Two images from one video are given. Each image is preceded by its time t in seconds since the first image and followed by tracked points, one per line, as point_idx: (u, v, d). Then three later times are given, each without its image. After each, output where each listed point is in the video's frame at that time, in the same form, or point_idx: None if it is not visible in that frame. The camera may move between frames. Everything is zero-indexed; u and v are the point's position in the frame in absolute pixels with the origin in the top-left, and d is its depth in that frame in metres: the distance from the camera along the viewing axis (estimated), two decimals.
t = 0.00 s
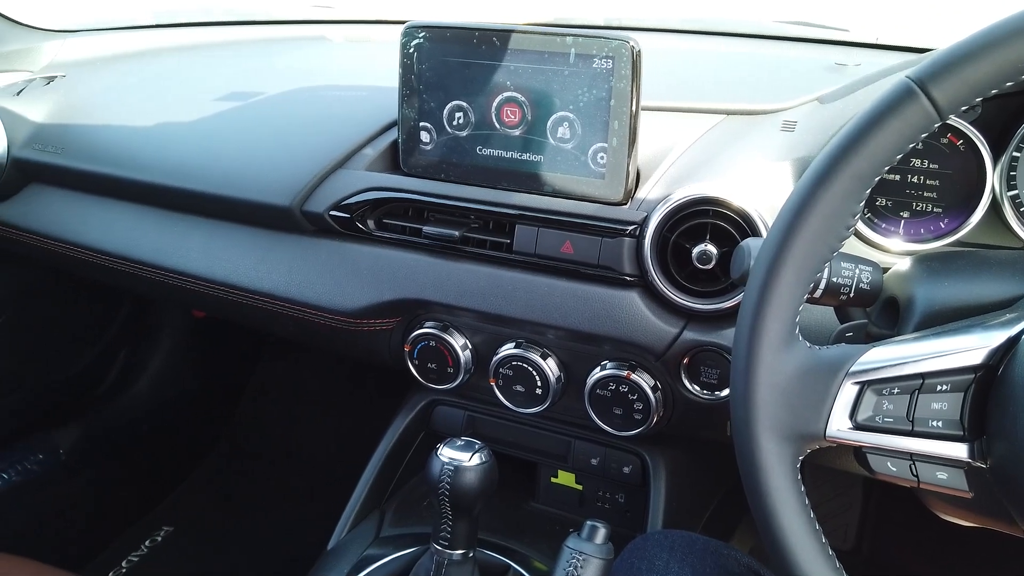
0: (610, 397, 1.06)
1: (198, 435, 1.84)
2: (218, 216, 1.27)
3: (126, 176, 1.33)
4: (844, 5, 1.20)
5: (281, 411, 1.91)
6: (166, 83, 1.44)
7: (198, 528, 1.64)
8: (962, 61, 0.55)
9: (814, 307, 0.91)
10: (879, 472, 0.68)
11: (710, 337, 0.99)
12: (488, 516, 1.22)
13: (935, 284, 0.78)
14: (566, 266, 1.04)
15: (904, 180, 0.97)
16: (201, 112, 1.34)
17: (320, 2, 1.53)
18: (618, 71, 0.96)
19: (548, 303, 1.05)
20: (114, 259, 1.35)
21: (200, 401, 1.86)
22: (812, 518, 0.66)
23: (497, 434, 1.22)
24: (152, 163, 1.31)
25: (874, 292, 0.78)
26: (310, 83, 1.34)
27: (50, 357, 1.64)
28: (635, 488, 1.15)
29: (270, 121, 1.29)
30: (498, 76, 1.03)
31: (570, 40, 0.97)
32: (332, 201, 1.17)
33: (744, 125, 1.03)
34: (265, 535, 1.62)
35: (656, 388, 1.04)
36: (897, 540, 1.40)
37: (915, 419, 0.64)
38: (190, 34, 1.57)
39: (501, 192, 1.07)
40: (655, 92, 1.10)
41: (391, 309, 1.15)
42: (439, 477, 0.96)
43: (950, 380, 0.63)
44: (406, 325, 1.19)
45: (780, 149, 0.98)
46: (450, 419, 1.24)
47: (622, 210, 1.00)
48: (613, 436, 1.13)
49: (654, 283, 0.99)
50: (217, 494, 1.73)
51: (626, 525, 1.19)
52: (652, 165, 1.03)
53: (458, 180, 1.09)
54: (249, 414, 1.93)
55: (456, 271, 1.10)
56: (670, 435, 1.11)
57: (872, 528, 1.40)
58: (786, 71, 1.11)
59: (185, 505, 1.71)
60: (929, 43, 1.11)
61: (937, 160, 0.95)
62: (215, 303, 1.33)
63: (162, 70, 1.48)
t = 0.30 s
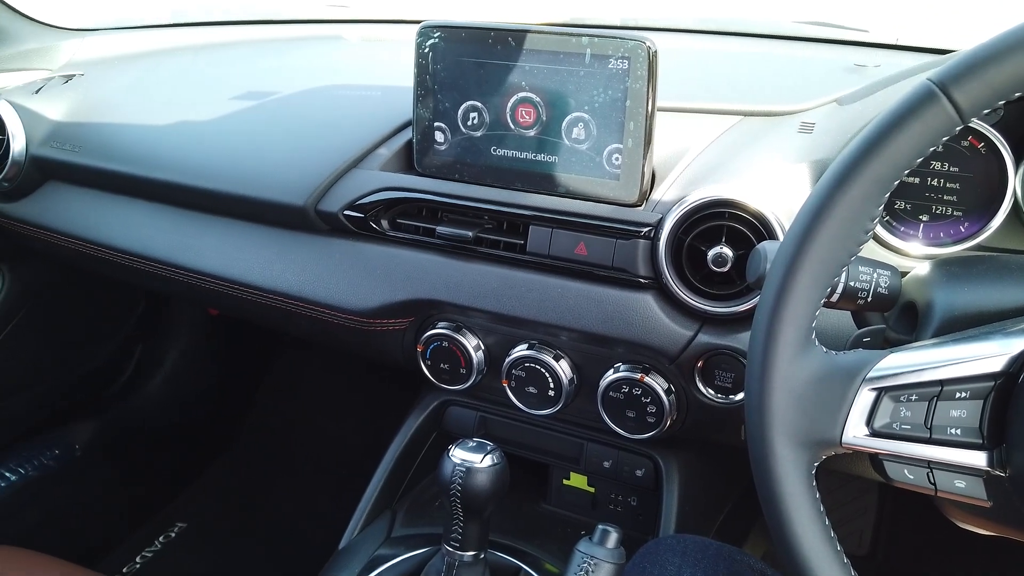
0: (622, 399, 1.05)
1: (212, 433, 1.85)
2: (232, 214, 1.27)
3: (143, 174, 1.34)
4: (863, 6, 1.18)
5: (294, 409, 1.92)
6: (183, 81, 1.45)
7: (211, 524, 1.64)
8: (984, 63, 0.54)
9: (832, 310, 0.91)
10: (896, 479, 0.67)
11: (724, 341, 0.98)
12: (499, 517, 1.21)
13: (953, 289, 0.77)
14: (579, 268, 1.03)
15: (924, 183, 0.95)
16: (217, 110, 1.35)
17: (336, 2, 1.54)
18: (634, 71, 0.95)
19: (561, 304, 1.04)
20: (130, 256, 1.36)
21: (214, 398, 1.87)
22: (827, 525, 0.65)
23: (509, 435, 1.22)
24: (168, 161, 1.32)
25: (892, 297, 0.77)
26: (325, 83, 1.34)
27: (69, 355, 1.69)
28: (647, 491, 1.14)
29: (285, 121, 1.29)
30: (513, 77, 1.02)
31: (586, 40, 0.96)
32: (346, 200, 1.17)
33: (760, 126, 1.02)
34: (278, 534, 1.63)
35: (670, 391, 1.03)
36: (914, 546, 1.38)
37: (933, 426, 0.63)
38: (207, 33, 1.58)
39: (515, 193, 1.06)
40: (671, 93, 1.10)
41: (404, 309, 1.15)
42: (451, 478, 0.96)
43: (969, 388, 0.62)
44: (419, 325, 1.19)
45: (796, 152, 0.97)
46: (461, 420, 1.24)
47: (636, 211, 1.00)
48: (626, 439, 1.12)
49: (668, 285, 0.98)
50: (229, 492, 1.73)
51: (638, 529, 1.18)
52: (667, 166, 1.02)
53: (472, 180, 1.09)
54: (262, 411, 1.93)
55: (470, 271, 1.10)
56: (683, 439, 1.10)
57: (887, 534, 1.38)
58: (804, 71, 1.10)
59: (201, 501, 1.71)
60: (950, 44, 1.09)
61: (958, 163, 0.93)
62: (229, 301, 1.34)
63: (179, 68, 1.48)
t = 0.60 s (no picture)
0: (635, 400, 1.05)
1: (227, 430, 1.86)
2: (249, 213, 1.29)
3: (160, 172, 1.35)
4: (880, 7, 1.18)
5: (308, 407, 1.93)
6: (200, 81, 1.46)
7: (224, 520, 1.66)
8: (1001, 66, 0.54)
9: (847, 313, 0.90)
10: (909, 483, 0.67)
11: (738, 343, 0.98)
12: (510, 517, 1.22)
13: (970, 294, 0.77)
14: (593, 268, 1.03)
15: (940, 186, 0.95)
16: (234, 110, 1.36)
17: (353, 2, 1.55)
18: (649, 73, 0.95)
19: (574, 305, 1.04)
20: (148, 255, 1.37)
21: (228, 395, 1.89)
22: (839, 528, 0.66)
23: (522, 434, 1.22)
24: (186, 160, 1.33)
25: (907, 301, 0.77)
26: (341, 82, 1.35)
27: (86, 353, 1.71)
28: (659, 492, 1.14)
29: (301, 120, 1.30)
30: (528, 77, 1.03)
31: (601, 41, 0.96)
32: (361, 200, 1.17)
33: (776, 128, 1.02)
34: (291, 531, 1.64)
35: (682, 393, 1.03)
36: (926, 549, 1.37)
37: (948, 431, 0.63)
38: (225, 34, 1.59)
39: (529, 193, 1.07)
40: (687, 94, 1.10)
41: (418, 308, 1.15)
42: (463, 477, 0.96)
43: (984, 393, 0.62)
44: (432, 325, 1.19)
45: (812, 154, 0.97)
46: (474, 419, 1.24)
47: (650, 212, 1.00)
48: (638, 440, 1.12)
49: (681, 287, 0.98)
50: (244, 487, 1.75)
51: (649, 530, 1.18)
52: (681, 167, 1.02)
53: (486, 181, 1.09)
54: (276, 409, 1.95)
55: (483, 271, 1.10)
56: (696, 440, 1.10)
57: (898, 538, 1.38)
58: (819, 72, 1.09)
59: (214, 497, 1.73)
60: (967, 46, 1.09)
61: (974, 166, 0.93)
62: (244, 299, 1.35)
63: (197, 68, 1.50)
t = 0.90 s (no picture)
0: (651, 404, 1.04)
1: (239, 429, 1.86)
2: (262, 212, 1.28)
3: (174, 171, 1.35)
4: (901, 6, 1.16)
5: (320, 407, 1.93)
6: (214, 79, 1.46)
7: (236, 519, 1.66)
8: None
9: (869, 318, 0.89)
10: (935, 492, 0.65)
11: (756, 347, 0.96)
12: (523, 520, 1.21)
13: (997, 298, 0.75)
14: (609, 269, 1.02)
15: (964, 188, 0.93)
16: (248, 108, 1.36)
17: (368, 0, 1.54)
18: (667, 71, 0.94)
19: (590, 306, 1.03)
20: (161, 253, 1.37)
21: (240, 393, 1.89)
22: (861, 536, 0.65)
23: (536, 437, 1.21)
24: (199, 159, 1.33)
25: (932, 305, 0.75)
26: (355, 81, 1.34)
27: (99, 351, 1.72)
28: (675, 497, 1.13)
29: (315, 119, 1.29)
30: (544, 76, 1.02)
31: (619, 40, 0.95)
32: (375, 199, 1.17)
33: (796, 127, 1.00)
34: (302, 531, 1.63)
35: (699, 397, 1.02)
36: (945, 557, 1.35)
37: (974, 439, 0.61)
38: (239, 32, 1.59)
39: (544, 193, 1.06)
40: (705, 94, 1.08)
41: (432, 309, 1.14)
42: (476, 481, 0.95)
43: (1012, 400, 0.59)
44: (446, 326, 1.18)
45: (833, 154, 0.96)
46: (487, 421, 1.23)
47: (668, 213, 0.98)
48: (654, 444, 1.11)
49: (698, 288, 0.97)
50: (254, 486, 1.75)
51: (664, 535, 1.17)
52: (699, 168, 1.00)
53: (501, 180, 1.08)
54: (288, 408, 1.95)
55: (498, 272, 1.09)
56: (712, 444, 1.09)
57: (917, 546, 1.36)
58: (839, 71, 1.08)
59: (225, 496, 1.73)
60: (992, 46, 1.07)
61: (999, 168, 0.91)
62: (256, 298, 1.34)
63: (211, 66, 1.50)
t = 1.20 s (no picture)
0: (668, 406, 1.03)
1: (254, 425, 1.88)
2: (279, 210, 1.28)
3: (192, 169, 1.35)
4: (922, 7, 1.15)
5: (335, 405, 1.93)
6: (232, 78, 1.46)
7: (250, 515, 1.67)
8: None
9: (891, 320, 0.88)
10: (958, 497, 0.65)
11: (775, 349, 0.96)
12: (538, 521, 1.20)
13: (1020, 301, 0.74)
14: (626, 270, 1.02)
15: (988, 189, 0.91)
16: (266, 106, 1.36)
17: None
18: (687, 71, 0.93)
19: (607, 307, 1.03)
20: (179, 251, 1.38)
21: (254, 390, 1.92)
22: (882, 541, 0.65)
23: (551, 437, 1.20)
24: (217, 157, 1.33)
25: (955, 308, 0.74)
26: (372, 80, 1.35)
27: (117, 347, 1.74)
28: (691, 499, 1.13)
29: (332, 118, 1.29)
30: (563, 76, 1.01)
31: (638, 39, 0.94)
32: (393, 198, 1.16)
33: (817, 128, 1.00)
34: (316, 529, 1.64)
35: (717, 399, 1.01)
36: (962, 562, 1.34)
37: (999, 444, 0.61)
38: (256, 31, 1.59)
39: (561, 193, 1.05)
40: (724, 94, 1.07)
41: (448, 308, 1.14)
42: (492, 481, 0.95)
43: None
44: (462, 325, 1.18)
45: (854, 155, 0.95)
46: (502, 421, 1.23)
47: (686, 214, 0.97)
48: (671, 446, 1.10)
49: (717, 289, 0.96)
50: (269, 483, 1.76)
51: (679, 536, 1.16)
52: (718, 169, 1.00)
53: (518, 180, 1.08)
54: (303, 406, 1.96)
55: (514, 272, 1.09)
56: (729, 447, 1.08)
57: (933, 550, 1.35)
58: (858, 70, 1.06)
59: (239, 492, 1.74)
60: (1015, 47, 1.05)
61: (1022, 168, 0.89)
62: (272, 296, 1.35)
63: (228, 64, 1.50)
